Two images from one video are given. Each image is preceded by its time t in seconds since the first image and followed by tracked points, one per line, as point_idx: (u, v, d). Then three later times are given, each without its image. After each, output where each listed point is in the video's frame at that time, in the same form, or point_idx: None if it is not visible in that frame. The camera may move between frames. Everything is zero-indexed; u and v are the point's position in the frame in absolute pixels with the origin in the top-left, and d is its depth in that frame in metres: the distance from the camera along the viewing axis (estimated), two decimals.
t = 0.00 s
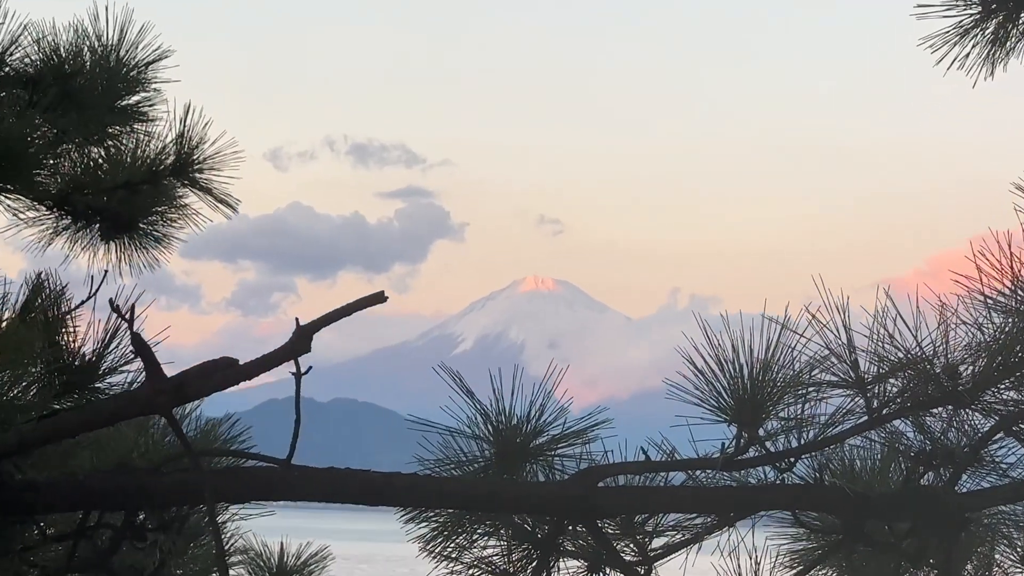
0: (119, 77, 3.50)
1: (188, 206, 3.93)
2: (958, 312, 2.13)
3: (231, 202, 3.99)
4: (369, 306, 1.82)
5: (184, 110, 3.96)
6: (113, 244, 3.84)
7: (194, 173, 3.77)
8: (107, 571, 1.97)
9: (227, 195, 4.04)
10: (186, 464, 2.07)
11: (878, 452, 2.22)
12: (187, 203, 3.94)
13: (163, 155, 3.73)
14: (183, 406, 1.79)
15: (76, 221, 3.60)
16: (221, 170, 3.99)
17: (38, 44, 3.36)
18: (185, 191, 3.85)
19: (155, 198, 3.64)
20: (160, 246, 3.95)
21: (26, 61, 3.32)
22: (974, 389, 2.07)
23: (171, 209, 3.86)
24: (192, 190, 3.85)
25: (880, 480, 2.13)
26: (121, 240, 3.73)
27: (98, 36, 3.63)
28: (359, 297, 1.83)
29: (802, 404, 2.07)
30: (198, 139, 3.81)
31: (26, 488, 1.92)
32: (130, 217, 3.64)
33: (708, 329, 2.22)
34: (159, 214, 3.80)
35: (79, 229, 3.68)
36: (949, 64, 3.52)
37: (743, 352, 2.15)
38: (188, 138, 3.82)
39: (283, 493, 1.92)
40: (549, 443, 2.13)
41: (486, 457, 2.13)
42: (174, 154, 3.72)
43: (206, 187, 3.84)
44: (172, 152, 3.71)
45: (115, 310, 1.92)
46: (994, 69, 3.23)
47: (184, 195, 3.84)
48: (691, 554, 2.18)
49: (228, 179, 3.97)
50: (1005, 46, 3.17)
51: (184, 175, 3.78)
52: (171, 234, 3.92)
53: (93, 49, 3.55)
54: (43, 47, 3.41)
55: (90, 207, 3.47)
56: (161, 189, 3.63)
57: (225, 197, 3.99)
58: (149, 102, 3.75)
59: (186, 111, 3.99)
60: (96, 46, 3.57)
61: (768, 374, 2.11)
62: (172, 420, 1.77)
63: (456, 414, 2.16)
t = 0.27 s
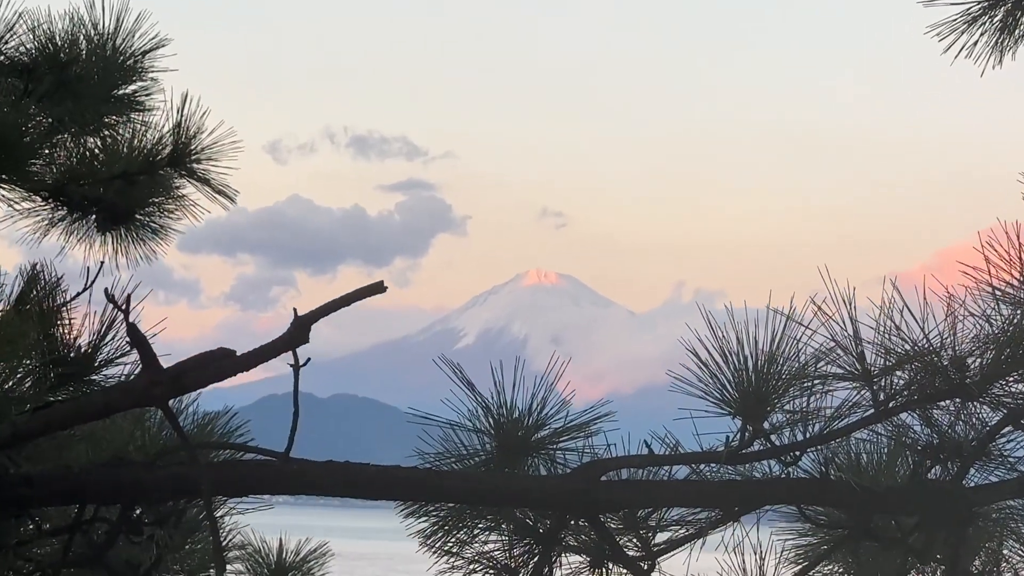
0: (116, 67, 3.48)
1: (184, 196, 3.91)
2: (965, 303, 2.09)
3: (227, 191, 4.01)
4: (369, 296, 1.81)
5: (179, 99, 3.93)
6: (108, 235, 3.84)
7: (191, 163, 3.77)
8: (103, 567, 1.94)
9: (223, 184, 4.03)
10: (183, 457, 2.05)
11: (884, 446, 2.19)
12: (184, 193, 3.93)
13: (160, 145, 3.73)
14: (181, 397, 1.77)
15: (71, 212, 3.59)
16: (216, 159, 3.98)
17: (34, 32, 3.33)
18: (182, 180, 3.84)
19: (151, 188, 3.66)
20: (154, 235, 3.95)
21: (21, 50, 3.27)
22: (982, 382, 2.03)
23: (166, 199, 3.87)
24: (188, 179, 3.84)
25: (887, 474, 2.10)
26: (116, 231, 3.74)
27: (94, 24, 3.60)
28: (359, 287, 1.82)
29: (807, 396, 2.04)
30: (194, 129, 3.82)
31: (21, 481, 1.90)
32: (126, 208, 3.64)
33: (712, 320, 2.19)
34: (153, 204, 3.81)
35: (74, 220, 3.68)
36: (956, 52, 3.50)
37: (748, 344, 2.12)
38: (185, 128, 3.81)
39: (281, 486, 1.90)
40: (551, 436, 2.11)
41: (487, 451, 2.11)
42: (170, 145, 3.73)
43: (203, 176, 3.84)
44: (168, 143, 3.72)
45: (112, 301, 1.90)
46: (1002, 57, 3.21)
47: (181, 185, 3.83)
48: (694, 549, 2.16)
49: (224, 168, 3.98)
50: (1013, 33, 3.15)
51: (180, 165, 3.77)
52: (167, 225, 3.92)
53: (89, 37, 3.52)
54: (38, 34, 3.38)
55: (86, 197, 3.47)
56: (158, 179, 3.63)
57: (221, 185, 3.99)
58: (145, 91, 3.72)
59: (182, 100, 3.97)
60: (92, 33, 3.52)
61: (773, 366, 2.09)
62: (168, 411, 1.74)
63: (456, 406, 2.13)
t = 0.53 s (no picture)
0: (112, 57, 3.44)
1: (181, 187, 3.92)
2: (973, 294, 2.06)
3: (224, 181, 4.01)
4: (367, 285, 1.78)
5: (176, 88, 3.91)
6: (103, 226, 3.84)
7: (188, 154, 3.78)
8: (98, 562, 1.91)
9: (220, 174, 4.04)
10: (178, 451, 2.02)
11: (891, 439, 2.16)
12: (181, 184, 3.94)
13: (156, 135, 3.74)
14: (175, 388, 1.74)
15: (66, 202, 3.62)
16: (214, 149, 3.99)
17: (29, 21, 3.29)
18: (179, 171, 3.85)
19: (148, 179, 3.66)
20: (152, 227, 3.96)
21: (15, 38, 3.25)
22: (991, 374, 2.00)
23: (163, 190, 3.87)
24: (185, 170, 3.85)
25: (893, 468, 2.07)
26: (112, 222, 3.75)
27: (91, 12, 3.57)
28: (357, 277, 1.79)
29: (813, 389, 2.01)
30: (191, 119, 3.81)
31: (14, 475, 1.87)
32: (122, 198, 3.66)
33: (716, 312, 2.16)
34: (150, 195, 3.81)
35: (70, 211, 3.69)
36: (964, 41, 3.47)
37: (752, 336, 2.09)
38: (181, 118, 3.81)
39: (278, 479, 1.87)
40: (552, 430, 2.08)
41: (488, 444, 2.08)
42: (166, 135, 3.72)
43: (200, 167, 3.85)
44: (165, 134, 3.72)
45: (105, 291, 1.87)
46: (1010, 45, 3.18)
47: (177, 175, 3.85)
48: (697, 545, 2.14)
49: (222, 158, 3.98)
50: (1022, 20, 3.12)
51: (176, 156, 3.78)
52: (162, 217, 3.91)
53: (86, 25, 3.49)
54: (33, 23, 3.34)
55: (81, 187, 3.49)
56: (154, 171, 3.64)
57: (218, 176, 3.99)
58: (141, 80, 3.69)
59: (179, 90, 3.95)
60: (86, 22, 3.46)
61: (778, 358, 2.06)
62: (163, 402, 1.71)
63: (456, 399, 2.11)
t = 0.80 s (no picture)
0: (107, 46, 3.38)
1: (176, 177, 3.93)
2: (981, 286, 2.03)
3: (220, 172, 4.02)
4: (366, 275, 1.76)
5: (172, 77, 3.89)
6: (98, 218, 3.84)
7: (183, 144, 3.78)
8: (92, 557, 1.88)
9: (217, 165, 4.04)
10: (174, 444, 1.99)
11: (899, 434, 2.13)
12: (177, 175, 3.94)
13: (152, 125, 3.74)
14: (170, 380, 1.71)
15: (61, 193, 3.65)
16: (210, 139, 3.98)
17: (23, 9, 3.24)
18: (174, 161, 3.86)
19: (143, 169, 3.67)
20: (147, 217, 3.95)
21: (8, 27, 3.17)
22: (1000, 367, 1.97)
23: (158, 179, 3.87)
24: (181, 161, 3.86)
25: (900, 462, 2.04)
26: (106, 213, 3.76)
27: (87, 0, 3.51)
28: (356, 267, 1.76)
29: (819, 382, 1.98)
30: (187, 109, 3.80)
31: (7, 468, 1.84)
32: (116, 188, 3.68)
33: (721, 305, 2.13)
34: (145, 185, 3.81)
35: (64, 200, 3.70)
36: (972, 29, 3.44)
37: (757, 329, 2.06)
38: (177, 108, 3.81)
39: (275, 474, 1.84)
40: (553, 424, 2.05)
41: (489, 438, 2.05)
42: (161, 125, 3.72)
43: (196, 158, 3.86)
44: (160, 124, 3.72)
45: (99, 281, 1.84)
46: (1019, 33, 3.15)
47: (173, 166, 3.86)
48: (700, 541, 2.12)
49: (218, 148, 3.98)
50: None
51: (172, 146, 3.78)
52: (157, 208, 3.92)
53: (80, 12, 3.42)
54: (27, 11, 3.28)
55: (75, 177, 3.52)
56: (149, 162, 3.66)
57: (214, 167, 3.99)
58: (137, 69, 3.67)
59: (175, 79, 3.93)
60: (81, 10, 3.41)
61: (783, 351, 2.02)
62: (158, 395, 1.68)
63: (456, 393, 2.08)
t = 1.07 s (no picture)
0: (101, 34, 3.34)
1: (171, 168, 3.92)
2: (987, 277, 2.00)
3: (214, 162, 4.01)
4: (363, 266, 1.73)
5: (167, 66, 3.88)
6: (92, 208, 3.84)
7: (178, 134, 3.78)
8: (86, 553, 1.85)
9: (212, 155, 4.03)
10: (168, 438, 1.96)
11: (904, 427, 2.11)
12: (172, 165, 3.93)
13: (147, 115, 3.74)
14: (164, 372, 1.69)
15: (54, 183, 3.65)
16: (205, 128, 3.97)
17: None
18: (169, 152, 3.85)
19: (138, 159, 3.66)
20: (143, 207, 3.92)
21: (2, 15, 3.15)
22: (1005, 358, 1.94)
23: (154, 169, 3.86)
24: (175, 151, 3.85)
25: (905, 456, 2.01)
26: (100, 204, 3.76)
27: None
28: (352, 257, 1.74)
29: (822, 374, 1.95)
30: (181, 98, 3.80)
31: None
32: (110, 178, 3.68)
33: (723, 296, 2.10)
34: (141, 175, 3.80)
35: (58, 190, 3.69)
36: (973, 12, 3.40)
37: (759, 320, 2.04)
38: (172, 98, 3.80)
39: (271, 467, 1.81)
40: (553, 418, 2.05)
41: (489, 431, 2.04)
42: (156, 114, 3.72)
43: (190, 149, 3.85)
44: (155, 113, 3.71)
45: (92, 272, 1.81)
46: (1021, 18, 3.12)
47: (168, 156, 3.85)
48: (701, 536, 2.09)
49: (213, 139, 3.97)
50: None
51: (166, 137, 3.77)
52: (152, 198, 3.90)
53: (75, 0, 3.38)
54: None
55: (69, 168, 3.53)
56: (143, 152, 3.65)
57: (209, 156, 3.98)
58: (131, 58, 3.65)
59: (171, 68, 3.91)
60: None
61: (786, 342, 2.00)
62: (151, 387, 1.66)
63: (455, 385, 2.06)
